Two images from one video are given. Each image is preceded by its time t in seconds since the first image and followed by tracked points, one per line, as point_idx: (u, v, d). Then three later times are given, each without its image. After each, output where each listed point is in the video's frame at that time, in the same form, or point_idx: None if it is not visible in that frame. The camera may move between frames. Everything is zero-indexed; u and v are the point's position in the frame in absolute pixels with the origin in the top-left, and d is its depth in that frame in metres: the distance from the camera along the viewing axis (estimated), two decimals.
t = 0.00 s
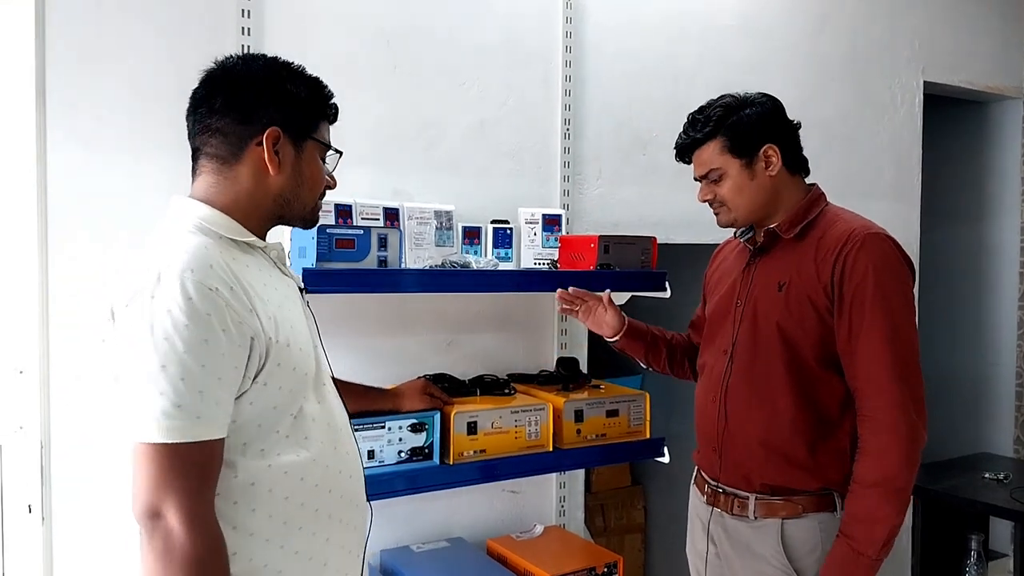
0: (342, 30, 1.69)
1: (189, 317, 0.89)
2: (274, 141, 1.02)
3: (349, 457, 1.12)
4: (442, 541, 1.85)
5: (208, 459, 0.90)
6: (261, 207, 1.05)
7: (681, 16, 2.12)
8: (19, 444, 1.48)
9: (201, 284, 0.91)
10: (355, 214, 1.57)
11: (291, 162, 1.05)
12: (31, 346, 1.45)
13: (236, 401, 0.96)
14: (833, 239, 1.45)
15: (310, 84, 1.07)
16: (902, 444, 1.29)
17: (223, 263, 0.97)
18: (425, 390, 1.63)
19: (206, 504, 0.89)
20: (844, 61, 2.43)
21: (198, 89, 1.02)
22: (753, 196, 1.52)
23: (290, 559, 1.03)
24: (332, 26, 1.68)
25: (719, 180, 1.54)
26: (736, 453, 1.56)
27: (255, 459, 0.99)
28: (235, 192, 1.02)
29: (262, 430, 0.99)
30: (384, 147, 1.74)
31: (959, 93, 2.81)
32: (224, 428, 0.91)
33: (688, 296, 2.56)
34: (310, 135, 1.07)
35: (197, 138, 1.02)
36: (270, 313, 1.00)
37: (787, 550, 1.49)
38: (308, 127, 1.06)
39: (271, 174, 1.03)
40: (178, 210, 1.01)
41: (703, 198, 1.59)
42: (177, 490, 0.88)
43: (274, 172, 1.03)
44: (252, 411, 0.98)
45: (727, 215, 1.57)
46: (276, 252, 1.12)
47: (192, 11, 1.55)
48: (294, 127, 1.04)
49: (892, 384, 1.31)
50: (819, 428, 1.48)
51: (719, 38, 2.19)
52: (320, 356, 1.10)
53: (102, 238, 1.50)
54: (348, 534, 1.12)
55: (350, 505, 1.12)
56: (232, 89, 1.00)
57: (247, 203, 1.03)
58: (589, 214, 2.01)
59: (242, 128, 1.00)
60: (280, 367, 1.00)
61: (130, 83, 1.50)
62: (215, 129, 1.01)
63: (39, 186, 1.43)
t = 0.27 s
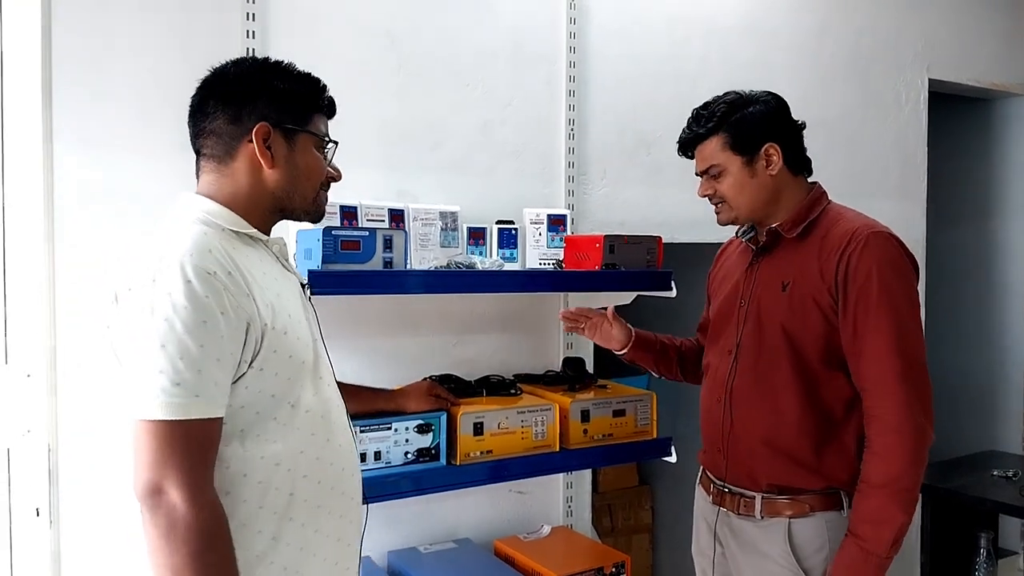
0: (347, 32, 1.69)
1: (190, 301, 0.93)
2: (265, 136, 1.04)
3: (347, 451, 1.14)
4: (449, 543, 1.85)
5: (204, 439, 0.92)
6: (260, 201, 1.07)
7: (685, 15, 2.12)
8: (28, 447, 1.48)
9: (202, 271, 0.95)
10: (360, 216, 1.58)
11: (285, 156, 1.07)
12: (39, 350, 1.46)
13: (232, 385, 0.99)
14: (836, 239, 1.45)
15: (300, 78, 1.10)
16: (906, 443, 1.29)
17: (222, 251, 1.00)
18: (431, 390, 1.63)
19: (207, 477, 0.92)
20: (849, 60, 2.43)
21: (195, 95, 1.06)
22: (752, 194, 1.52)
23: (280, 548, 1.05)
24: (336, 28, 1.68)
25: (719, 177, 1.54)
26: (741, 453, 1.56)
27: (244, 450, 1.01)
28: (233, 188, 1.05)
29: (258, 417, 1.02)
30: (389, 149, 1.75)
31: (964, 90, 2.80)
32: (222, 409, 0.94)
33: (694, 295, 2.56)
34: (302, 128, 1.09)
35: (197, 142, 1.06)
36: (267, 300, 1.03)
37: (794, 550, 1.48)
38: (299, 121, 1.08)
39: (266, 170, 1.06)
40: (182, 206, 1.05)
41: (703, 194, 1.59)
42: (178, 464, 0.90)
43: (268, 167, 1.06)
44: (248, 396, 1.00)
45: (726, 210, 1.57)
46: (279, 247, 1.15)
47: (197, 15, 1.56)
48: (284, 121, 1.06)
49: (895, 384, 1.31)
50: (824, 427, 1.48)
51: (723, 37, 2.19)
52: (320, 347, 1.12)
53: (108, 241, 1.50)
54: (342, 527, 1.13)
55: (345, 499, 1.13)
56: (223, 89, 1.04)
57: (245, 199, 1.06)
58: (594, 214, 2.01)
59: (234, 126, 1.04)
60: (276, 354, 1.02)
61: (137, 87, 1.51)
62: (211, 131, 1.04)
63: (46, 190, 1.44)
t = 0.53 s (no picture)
0: (353, 34, 1.70)
1: (193, 306, 0.97)
2: (274, 150, 1.08)
3: (335, 460, 1.17)
4: (456, 545, 1.85)
5: (202, 442, 0.96)
6: (265, 213, 1.12)
7: (689, 15, 2.12)
8: (37, 449, 1.48)
9: (203, 278, 0.99)
10: (366, 217, 1.58)
11: (292, 171, 1.11)
12: (46, 352, 1.46)
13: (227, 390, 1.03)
14: (835, 236, 1.44)
15: (314, 98, 1.14)
16: (911, 440, 1.29)
17: (223, 259, 1.04)
18: (437, 392, 1.64)
19: (206, 478, 0.96)
20: (854, 59, 2.42)
21: (212, 105, 1.11)
22: (767, 169, 1.51)
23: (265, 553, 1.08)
24: (342, 30, 1.68)
25: (742, 144, 1.54)
26: (746, 455, 1.55)
27: (230, 457, 1.05)
28: (240, 198, 1.10)
29: (250, 423, 1.05)
30: (395, 151, 1.75)
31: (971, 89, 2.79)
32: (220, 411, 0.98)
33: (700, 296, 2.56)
34: (311, 146, 1.13)
35: (211, 151, 1.11)
36: (264, 308, 1.07)
37: (799, 551, 1.48)
38: (309, 139, 1.13)
39: (272, 183, 1.10)
40: (190, 215, 1.09)
41: (720, 158, 1.58)
42: (178, 465, 0.94)
43: (275, 180, 1.10)
44: (239, 403, 1.04)
45: (735, 180, 1.56)
46: (281, 258, 1.19)
47: (204, 18, 1.56)
48: (294, 137, 1.11)
49: (901, 381, 1.30)
50: (827, 427, 1.47)
51: (729, 37, 2.19)
52: (312, 357, 1.16)
53: (116, 243, 1.50)
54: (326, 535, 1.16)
55: (330, 507, 1.16)
56: (239, 103, 1.09)
57: (251, 209, 1.10)
58: (600, 214, 2.01)
59: (246, 140, 1.08)
60: (269, 361, 1.06)
61: (144, 90, 1.52)
62: (223, 142, 1.09)
63: (54, 192, 1.44)
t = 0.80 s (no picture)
0: (355, 36, 1.70)
1: (175, 314, 0.97)
2: (254, 154, 1.09)
3: (332, 456, 1.17)
4: (459, 546, 1.85)
5: (186, 446, 0.97)
6: (249, 216, 1.13)
7: (692, 16, 2.11)
8: (40, 451, 1.48)
9: (186, 285, 0.99)
10: (369, 219, 1.58)
11: (273, 174, 1.12)
12: (50, 354, 1.46)
13: (215, 394, 1.03)
14: (839, 238, 1.44)
15: (297, 102, 1.16)
16: (911, 443, 1.28)
17: (206, 265, 1.04)
18: (440, 394, 1.65)
19: (187, 482, 0.97)
20: (858, 60, 2.41)
21: (198, 111, 1.13)
22: (771, 173, 1.51)
23: (264, 550, 1.09)
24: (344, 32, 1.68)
25: (744, 149, 1.53)
26: (747, 457, 1.55)
27: (221, 457, 1.05)
28: (224, 202, 1.11)
29: (241, 424, 1.06)
30: (398, 152, 1.75)
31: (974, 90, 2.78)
32: (204, 416, 0.98)
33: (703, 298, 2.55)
34: (292, 148, 1.14)
35: (195, 157, 1.13)
36: (249, 312, 1.07)
37: (801, 554, 1.47)
38: (290, 141, 1.13)
39: (254, 186, 1.11)
40: (176, 220, 1.11)
41: (722, 163, 1.57)
42: (161, 469, 0.95)
43: (256, 183, 1.10)
44: (229, 405, 1.04)
45: (739, 186, 1.55)
46: (268, 260, 1.19)
47: (206, 20, 1.56)
48: (275, 140, 1.11)
49: (904, 384, 1.30)
50: (829, 429, 1.47)
51: (731, 38, 2.18)
52: (304, 357, 1.16)
53: (119, 245, 1.50)
54: (325, 532, 1.16)
55: (327, 505, 1.16)
56: (221, 107, 1.10)
57: (233, 212, 1.11)
58: (603, 216, 2.01)
59: (227, 144, 1.09)
60: (255, 364, 1.06)
61: (148, 93, 1.52)
62: (207, 146, 1.11)
63: (56, 195, 1.45)
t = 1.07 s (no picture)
0: (358, 35, 1.69)
1: (155, 314, 0.98)
2: (231, 151, 1.11)
3: (326, 452, 1.17)
4: (461, 545, 1.85)
5: (172, 442, 0.97)
6: (238, 213, 1.14)
7: (695, 15, 2.11)
8: (43, 451, 1.48)
9: (168, 285, 1.00)
10: (372, 218, 1.58)
11: (254, 168, 1.13)
12: (52, 354, 1.45)
13: (201, 390, 1.03)
14: (838, 237, 1.44)
15: (265, 88, 1.15)
16: (909, 441, 1.29)
17: (191, 266, 1.05)
18: (441, 391, 1.64)
19: (173, 478, 0.97)
20: (860, 59, 2.41)
21: (173, 120, 1.15)
22: (772, 171, 1.51)
23: (255, 545, 1.08)
24: (347, 31, 1.68)
25: (748, 143, 1.53)
26: (746, 456, 1.55)
27: (210, 452, 1.05)
28: (211, 204, 1.13)
29: (230, 420, 1.06)
30: (400, 152, 1.75)
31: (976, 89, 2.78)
32: (189, 412, 0.99)
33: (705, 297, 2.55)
34: (268, 137, 1.14)
35: (178, 165, 1.15)
36: (234, 309, 1.07)
37: (800, 553, 1.47)
38: (264, 131, 1.14)
39: (237, 183, 1.12)
40: (165, 225, 1.12)
41: (726, 157, 1.57)
42: (144, 464, 0.96)
43: (238, 181, 1.12)
44: (217, 402, 1.05)
45: (738, 180, 1.55)
46: (261, 258, 1.20)
47: (209, 19, 1.56)
48: (249, 133, 1.12)
49: (902, 384, 1.30)
50: (828, 428, 1.47)
51: (734, 37, 2.18)
52: (297, 354, 1.16)
53: (121, 245, 1.50)
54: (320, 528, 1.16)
55: (322, 501, 1.16)
56: (192, 111, 1.12)
57: (221, 213, 1.13)
58: (605, 215, 2.01)
59: (203, 146, 1.11)
60: (241, 361, 1.07)
61: (150, 93, 1.51)
62: (186, 152, 1.13)
63: (58, 194, 1.44)
